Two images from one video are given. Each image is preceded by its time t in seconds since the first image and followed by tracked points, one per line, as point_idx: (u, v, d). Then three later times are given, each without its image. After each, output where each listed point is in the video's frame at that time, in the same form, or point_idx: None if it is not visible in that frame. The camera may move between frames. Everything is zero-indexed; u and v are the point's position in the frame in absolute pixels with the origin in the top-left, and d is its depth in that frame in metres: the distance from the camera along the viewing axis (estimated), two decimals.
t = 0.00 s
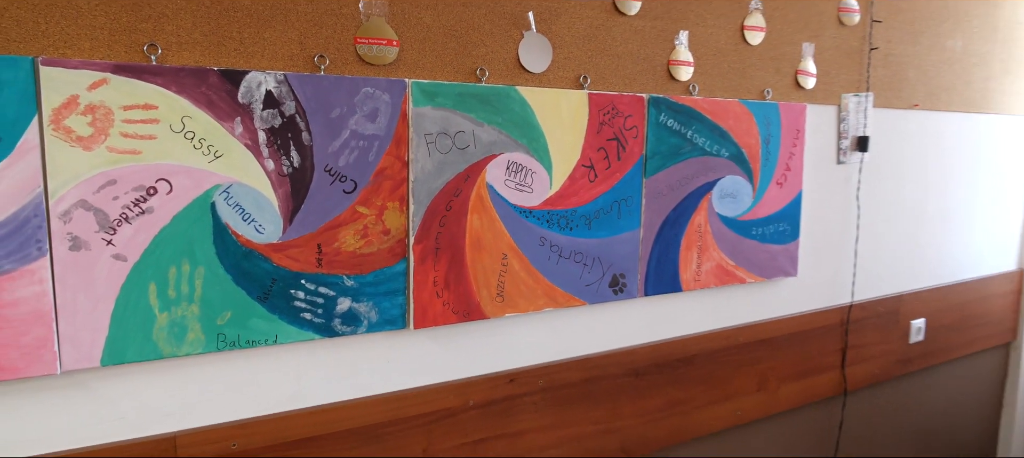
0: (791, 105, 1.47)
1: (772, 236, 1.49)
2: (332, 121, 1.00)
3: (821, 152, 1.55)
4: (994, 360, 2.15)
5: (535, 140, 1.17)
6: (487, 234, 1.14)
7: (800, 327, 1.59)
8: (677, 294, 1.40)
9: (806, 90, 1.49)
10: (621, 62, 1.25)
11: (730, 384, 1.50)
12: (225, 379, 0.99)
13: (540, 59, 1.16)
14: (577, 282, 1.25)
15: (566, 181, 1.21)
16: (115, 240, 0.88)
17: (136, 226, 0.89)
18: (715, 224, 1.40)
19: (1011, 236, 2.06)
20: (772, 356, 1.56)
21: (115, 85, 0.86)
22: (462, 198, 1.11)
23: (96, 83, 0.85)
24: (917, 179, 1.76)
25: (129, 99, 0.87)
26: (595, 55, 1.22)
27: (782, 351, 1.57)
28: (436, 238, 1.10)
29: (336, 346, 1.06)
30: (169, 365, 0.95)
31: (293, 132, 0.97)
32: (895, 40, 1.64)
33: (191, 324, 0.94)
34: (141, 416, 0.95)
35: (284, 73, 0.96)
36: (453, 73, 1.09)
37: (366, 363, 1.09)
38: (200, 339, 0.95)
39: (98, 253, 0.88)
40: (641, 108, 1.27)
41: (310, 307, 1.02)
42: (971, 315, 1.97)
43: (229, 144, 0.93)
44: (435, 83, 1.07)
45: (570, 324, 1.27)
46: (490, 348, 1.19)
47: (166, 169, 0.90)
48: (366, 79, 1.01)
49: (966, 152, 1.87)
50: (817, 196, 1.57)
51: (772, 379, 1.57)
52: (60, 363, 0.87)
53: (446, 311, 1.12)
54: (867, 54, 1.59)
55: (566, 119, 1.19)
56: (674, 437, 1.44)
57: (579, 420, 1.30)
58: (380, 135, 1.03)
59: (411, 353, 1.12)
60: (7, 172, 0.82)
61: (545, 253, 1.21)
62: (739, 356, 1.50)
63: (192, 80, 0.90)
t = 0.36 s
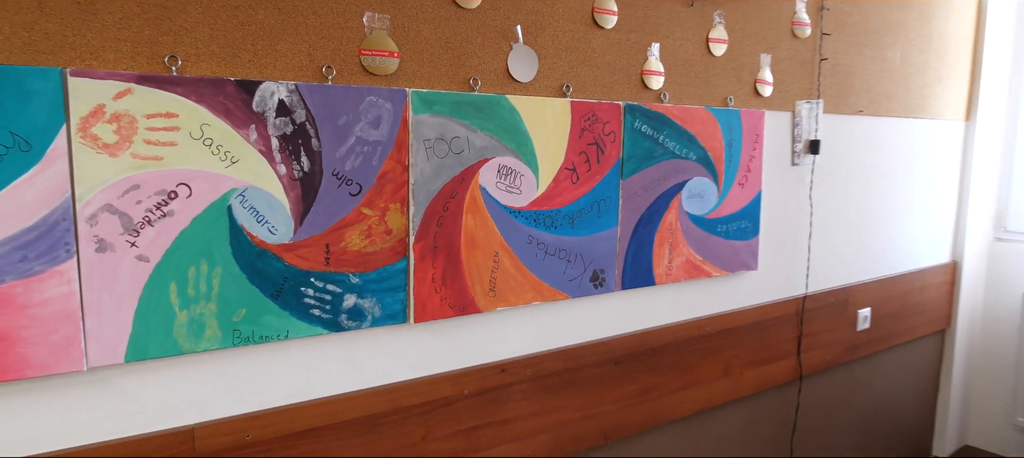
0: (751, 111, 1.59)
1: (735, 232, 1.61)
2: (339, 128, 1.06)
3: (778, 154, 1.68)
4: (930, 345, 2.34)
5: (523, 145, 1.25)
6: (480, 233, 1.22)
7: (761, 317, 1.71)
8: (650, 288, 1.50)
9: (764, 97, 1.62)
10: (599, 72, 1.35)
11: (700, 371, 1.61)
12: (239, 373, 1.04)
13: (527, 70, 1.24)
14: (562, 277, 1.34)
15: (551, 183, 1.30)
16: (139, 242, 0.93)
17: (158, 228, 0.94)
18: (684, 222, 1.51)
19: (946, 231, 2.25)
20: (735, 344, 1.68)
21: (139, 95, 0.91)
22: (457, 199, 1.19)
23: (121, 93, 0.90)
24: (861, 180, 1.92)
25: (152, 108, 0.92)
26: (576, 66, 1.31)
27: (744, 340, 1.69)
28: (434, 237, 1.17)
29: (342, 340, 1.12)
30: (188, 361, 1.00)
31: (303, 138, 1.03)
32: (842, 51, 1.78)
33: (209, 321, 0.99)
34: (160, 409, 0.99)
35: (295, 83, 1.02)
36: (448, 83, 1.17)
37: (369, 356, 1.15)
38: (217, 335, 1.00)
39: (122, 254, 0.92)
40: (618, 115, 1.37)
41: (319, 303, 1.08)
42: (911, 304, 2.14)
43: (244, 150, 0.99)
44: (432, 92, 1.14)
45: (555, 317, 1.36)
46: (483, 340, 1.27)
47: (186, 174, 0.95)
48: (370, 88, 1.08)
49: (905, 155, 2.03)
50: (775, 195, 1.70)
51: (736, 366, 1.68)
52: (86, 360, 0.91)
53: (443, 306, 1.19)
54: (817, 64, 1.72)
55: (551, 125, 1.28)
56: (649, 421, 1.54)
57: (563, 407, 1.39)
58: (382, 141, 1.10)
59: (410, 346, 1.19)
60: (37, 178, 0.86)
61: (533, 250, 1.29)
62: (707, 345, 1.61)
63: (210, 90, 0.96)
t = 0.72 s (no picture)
0: (715, 115, 1.71)
1: (702, 228, 1.72)
2: (346, 132, 1.13)
3: (739, 155, 1.80)
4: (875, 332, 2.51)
5: (512, 147, 1.34)
6: (473, 230, 1.30)
7: (724, 307, 1.84)
8: (626, 281, 1.60)
9: (726, 102, 1.74)
10: (580, 79, 1.44)
11: (671, 358, 1.72)
12: (252, 365, 1.10)
13: (515, 77, 1.33)
14: (547, 271, 1.43)
15: (537, 183, 1.38)
16: (161, 241, 0.98)
17: (180, 228, 1.00)
18: (656, 219, 1.62)
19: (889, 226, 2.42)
20: (702, 332, 1.80)
21: (162, 102, 0.96)
22: (452, 198, 1.27)
23: (145, 100, 0.95)
24: (814, 178, 2.06)
25: (174, 114, 0.97)
26: (559, 73, 1.40)
27: (710, 328, 1.81)
28: (431, 234, 1.25)
29: (348, 333, 1.19)
30: (205, 354, 1.05)
31: (313, 142, 1.10)
32: (795, 59, 1.92)
33: (226, 315, 1.05)
34: (180, 400, 1.05)
35: (305, 90, 1.08)
36: (444, 89, 1.24)
37: (372, 347, 1.22)
38: (233, 328, 1.06)
39: (147, 253, 0.97)
40: (597, 119, 1.47)
41: (327, 298, 1.14)
42: (858, 293, 2.31)
43: (259, 154, 1.05)
44: (430, 98, 1.22)
45: (541, 308, 1.45)
46: (475, 331, 1.35)
47: (206, 176, 1.01)
48: (373, 95, 1.15)
49: (852, 155, 2.19)
50: (736, 193, 1.82)
51: (703, 353, 1.81)
52: (113, 354, 0.96)
53: (440, 299, 1.27)
54: (774, 71, 1.85)
55: (537, 129, 1.37)
56: (626, 405, 1.64)
57: (549, 393, 1.48)
58: (385, 145, 1.17)
59: (409, 337, 1.26)
60: (67, 181, 0.91)
61: (521, 246, 1.38)
62: (677, 333, 1.73)
63: (228, 97, 1.01)
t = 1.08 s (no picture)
0: (688, 117, 1.81)
1: (677, 223, 1.82)
2: (350, 134, 1.19)
3: (710, 154, 1.91)
4: (835, 322, 2.66)
5: (503, 148, 1.41)
6: (468, 227, 1.37)
7: (697, 298, 1.94)
8: (608, 274, 1.69)
9: (698, 105, 1.84)
10: (564, 84, 1.52)
11: (648, 348, 1.82)
12: (263, 357, 1.15)
13: (505, 81, 1.40)
14: (535, 265, 1.51)
15: (526, 182, 1.46)
16: (179, 239, 1.03)
17: (197, 226, 1.04)
18: (634, 215, 1.71)
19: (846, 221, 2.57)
20: (677, 322, 1.90)
21: (180, 106, 1.01)
22: (448, 197, 1.33)
23: (165, 104, 1.00)
24: (778, 177, 2.18)
25: (191, 118, 1.02)
26: (545, 78, 1.48)
27: (684, 319, 1.91)
28: (429, 231, 1.32)
29: (351, 325, 1.25)
30: (219, 347, 1.10)
31: (320, 144, 1.15)
32: (760, 64, 2.03)
33: (239, 310, 1.10)
34: (196, 392, 1.09)
35: (312, 95, 1.14)
36: (440, 93, 1.31)
37: (374, 339, 1.28)
38: (246, 322, 1.11)
39: (166, 250, 1.02)
40: (580, 121, 1.55)
41: (333, 292, 1.20)
42: (818, 285, 2.44)
43: (270, 155, 1.10)
44: (427, 101, 1.28)
45: (529, 300, 1.53)
46: (469, 323, 1.42)
47: (221, 177, 1.06)
48: (375, 99, 1.21)
49: (811, 154, 2.32)
50: (707, 190, 1.93)
51: (678, 342, 1.91)
52: (135, 347, 1.01)
53: (436, 292, 1.34)
54: (741, 76, 1.96)
55: (525, 131, 1.45)
56: (608, 392, 1.73)
57: (537, 381, 1.56)
58: (386, 146, 1.23)
59: (408, 329, 1.33)
60: (92, 182, 0.95)
61: (511, 241, 1.45)
62: (654, 324, 1.82)
63: (241, 101, 1.07)
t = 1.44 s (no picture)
0: (662, 119, 1.92)
1: (653, 219, 1.93)
2: (358, 134, 1.25)
3: (682, 154, 2.02)
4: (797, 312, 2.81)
5: (495, 148, 1.49)
6: (464, 223, 1.45)
7: (671, 290, 2.05)
8: (591, 267, 1.78)
9: (671, 107, 1.95)
10: (551, 87, 1.61)
11: (628, 337, 1.92)
12: (277, 347, 1.21)
13: (497, 84, 1.48)
14: (526, 258, 1.59)
15: (516, 180, 1.54)
16: (202, 234, 1.08)
17: (217, 222, 1.10)
18: (615, 212, 1.81)
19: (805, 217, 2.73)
20: (653, 313, 2.00)
21: (202, 108, 1.06)
22: (446, 194, 1.41)
23: (189, 106, 1.05)
24: (744, 175, 2.31)
25: (213, 119, 1.07)
26: (533, 81, 1.56)
27: (660, 309, 2.02)
28: (429, 227, 1.39)
29: (358, 316, 1.31)
30: (237, 338, 1.15)
31: (330, 144, 1.22)
32: (727, 69, 2.16)
33: (256, 301, 1.16)
34: (216, 381, 1.14)
35: (323, 97, 1.20)
36: (439, 96, 1.38)
37: (379, 329, 1.35)
38: (262, 313, 1.17)
39: (189, 245, 1.07)
40: (565, 122, 1.64)
41: (342, 285, 1.26)
42: (781, 277, 2.59)
43: (285, 155, 1.16)
44: (427, 104, 1.35)
45: (520, 292, 1.61)
46: (466, 314, 1.50)
47: (240, 175, 1.11)
48: (380, 101, 1.28)
49: (774, 154, 2.47)
50: (680, 188, 2.04)
51: (654, 331, 2.01)
52: (161, 338, 1.06)
53: (436, 285, 1.41)
54: (710, 80, 2.08)
55: (516, 131, 1.53)
56: (592, 379, 1.83)
57: (528, 369, 1.65)
58: (390, 146, 1.30)
59: (410, 320, 1.40)
60: (122, 180, 1.00)
61: (503, 236, 1.53)
62: (632, 314, 1.93)
63: (259, 103, 1.12)
